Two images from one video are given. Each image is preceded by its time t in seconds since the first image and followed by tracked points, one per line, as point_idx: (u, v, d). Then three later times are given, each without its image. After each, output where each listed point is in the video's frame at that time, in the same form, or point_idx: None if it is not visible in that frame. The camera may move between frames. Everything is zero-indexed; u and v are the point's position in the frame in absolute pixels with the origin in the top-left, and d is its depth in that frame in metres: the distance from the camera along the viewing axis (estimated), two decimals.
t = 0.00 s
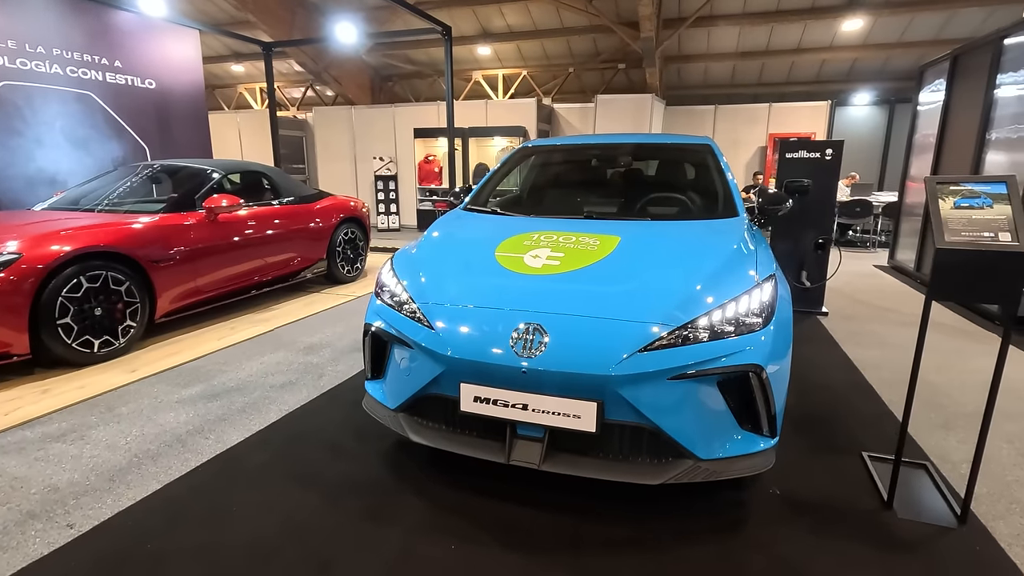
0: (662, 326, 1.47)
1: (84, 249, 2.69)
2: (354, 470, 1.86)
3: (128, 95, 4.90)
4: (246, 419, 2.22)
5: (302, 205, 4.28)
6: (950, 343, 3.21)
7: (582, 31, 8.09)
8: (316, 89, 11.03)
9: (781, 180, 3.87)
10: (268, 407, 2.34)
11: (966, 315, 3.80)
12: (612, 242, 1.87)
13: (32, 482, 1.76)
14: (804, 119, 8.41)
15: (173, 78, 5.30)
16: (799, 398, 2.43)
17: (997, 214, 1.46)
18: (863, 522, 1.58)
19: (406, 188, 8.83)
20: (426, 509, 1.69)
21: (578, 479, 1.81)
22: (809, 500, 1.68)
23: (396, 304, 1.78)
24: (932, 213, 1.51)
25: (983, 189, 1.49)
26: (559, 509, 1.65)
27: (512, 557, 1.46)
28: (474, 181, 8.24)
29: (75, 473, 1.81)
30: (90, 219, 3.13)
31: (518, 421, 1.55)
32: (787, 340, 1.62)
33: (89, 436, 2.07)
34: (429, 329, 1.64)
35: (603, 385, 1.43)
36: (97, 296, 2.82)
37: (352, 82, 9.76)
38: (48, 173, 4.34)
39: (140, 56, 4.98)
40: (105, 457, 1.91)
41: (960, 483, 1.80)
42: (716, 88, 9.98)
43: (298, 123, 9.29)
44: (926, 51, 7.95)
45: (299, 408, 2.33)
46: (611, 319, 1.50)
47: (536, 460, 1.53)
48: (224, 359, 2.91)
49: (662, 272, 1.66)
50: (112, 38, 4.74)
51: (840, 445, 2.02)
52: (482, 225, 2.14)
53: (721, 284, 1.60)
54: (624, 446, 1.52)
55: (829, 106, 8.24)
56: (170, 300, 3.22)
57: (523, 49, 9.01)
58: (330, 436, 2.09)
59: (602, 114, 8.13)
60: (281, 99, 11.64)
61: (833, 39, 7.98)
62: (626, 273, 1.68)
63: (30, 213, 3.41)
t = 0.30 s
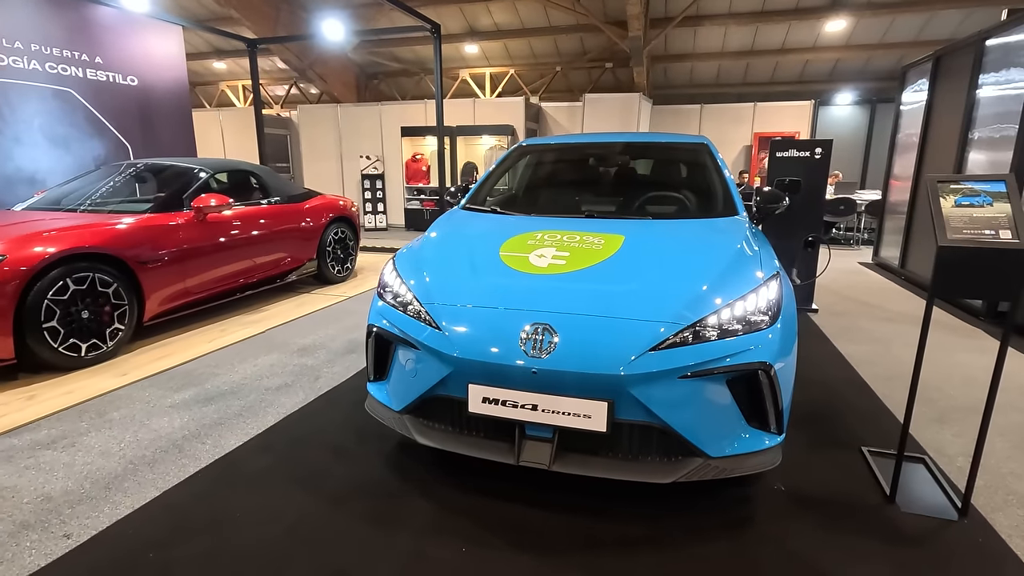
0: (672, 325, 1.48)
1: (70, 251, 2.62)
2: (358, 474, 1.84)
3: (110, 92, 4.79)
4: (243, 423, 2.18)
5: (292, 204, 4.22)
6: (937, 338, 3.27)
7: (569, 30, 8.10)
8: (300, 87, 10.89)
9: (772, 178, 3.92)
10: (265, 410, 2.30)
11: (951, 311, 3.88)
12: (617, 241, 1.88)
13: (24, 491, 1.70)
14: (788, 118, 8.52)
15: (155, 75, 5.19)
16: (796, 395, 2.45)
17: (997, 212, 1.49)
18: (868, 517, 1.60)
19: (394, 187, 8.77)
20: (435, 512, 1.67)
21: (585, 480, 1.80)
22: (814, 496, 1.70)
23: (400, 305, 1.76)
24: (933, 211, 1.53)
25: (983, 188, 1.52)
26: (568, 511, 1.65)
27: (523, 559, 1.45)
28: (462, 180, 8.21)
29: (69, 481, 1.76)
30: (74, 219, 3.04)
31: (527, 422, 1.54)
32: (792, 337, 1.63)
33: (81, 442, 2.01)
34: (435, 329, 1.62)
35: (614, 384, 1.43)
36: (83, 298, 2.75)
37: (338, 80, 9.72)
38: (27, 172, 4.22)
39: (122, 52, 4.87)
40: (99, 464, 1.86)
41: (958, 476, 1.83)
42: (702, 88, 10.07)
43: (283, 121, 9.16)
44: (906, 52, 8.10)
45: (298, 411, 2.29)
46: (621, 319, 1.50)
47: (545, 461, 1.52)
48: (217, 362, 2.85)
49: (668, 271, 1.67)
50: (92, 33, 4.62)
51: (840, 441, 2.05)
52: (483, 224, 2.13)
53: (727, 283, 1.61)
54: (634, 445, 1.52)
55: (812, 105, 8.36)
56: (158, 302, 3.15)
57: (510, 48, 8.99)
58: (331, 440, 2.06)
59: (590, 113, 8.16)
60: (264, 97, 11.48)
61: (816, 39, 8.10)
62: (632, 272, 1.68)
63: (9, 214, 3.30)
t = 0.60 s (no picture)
0: (679, 322, 1.46)
1: (47, 251, 2.53)
2: (357, 477, 1.80)
3: (85, 87, 4.64)
4: (235, 427, 2.12)
5: (277, 203, 4.14)
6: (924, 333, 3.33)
7: (555, 27, 8.08)
8: (281, 83, 10.71)
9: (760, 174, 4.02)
10: (257, 413, 2.24)
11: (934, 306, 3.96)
12: (618, 238, 1.86)
13: (6, 502, 1.63)
14: (771, 116, 8.61)
15: (133, 69, 5.05)
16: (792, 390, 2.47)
17: (995, 207, 1.50)
18: (870, 511, 1.61)
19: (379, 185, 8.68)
20: (437, 516, 1.64)
21: (588, 479, 1.79)
22: (816, 491, 1.70)
23: (398, 304, 1.73)
24: (933, 207, 1.55)
25: (981, 183, 1.54)
26: (573, 512, 1.63)
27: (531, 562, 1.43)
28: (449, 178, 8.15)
29: (53, 490, 1.69)
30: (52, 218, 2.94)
31: (532, 422, 1.52)
32: (794, 333, 1.62)
33: (65, 450, 1.94)
34: (437, 328, 1.59)
35: (621, 383, 1.42)
36: (63, 300, 2.65)
37: (320, 77, 9.66)
38: None
39: (97, 46, 4.73)
40: (85, 472, 1.79)
41: (954, 469, 1.86)
42: (687, 86, 10.14)
43: (264, 118, 9.00)
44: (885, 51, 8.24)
45: (291, 414, 2.24)
46: (627, 316, 1.49)
47: (551, 461, 1.50)
48: (204, 364, 2.77)
49: (672, 268, 1.66)
50: (66, 26, 4.47)
51: (837, 435, 2.06)
52: (480, 221, 2.10)
53: (731, 279, 1.60)
54: (640, 443, 1.51)
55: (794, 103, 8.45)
56: (141, 304, 3.06)
57: (495, 45, 8.95)
58: (327, 443, 2.02)
59: (576, 110, 8.16)
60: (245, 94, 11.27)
61: (799, 38, 8.20)
62: (634, 269, 1.67)
63: None
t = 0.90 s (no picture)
0: (686, 322, 1.44)
1: (23, 253, 2.43)
2: (356, 484, 1.76)
3: (60, 83, 4.49)
4: (226, 433, 2.06)
5: (262, 202, 4.05)
6: (911, 328, 3.38)
7: (541, 24, 8.05)
8: (262, 80, 10.51)
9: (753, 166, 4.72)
10: (248, 419, 2.17)
11: (920, 302, 4.02)
12: (620, 237, 1.83)
13: None
14: (755, 114, 8.69)
15: (109, 64, 4.90)
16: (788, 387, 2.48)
17: (996, 204, 1.51)
18: (875, 508, 1.62)
19: (363, 183, 8.57)
20: (440, 522, 1.60)
21: (592, 481, 1.76)
22: (820, 489, 1.70)
23: (398, 306, 1.68)
24: (935, 204, 1.55)
25: (982, 180, 1.54)
26: (580, 516, 1.61)
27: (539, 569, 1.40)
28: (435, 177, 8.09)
29: (36, 504, 1.62)
30: (27, 218, 2.83)
31: (538, 425, 1.49)
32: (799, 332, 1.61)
33: (46, 460, 1.86)
34: (439, 330, 1.55)
35: (630, 385, 1.39)
36: (41, 304, 2.56)
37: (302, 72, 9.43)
38: None
39: (72, 40, 4.57)
40: (69, 484, 1.72)
41: (951, 464, 1.87)
42: (671, 84, 10.20)
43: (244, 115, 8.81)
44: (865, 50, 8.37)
45: (284, 418, 2.18)
46: (634, 316, 1.46)
47: (558, 465, 1.48)
48: (190, 368, 2.69)
49: (677, 266, 1.64)
50: (39, 19, 4.32)
51: (836, 431, 2.07)
52: (478, 220, 2.06)
53: (736, 278, 1.58)
54: (647, 445, 1.49)
55: (777, 102, 8.54)
56: (123, 307, 2.96)
57: (480, 42, 8.89)
58: (322, 448, 1.96)
59: (562, 108, 8.14)
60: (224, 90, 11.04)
61: (782, 37, 8.29)
62: (639, 269, 1.65)
63: None
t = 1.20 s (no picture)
0: (698, 323, 1.42)
1: None
2: (358, 491, 1.71)
3: (33, 77, 4.33)
4: (218, 440, 1.99)
5: (248, 200, 3.95)
6: (900, 324, 3.42)
7: (528, 21, 8.01)
8: (243, 75, 10.30)
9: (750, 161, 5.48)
10: (241, 425, 2.10)
11: (906, 298, 4.08)
12: (625, 236, 1.81)
13: None
14: (739, 112, 8.76)
15: (85, 58, 4.74)
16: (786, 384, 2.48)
17: (1001, 202, 1.52)
18: (881, 505, 1.62)
19: (348, 181, 8.45)
20: (446, 530, 1.56)
21: (599, 484, 1.74)
22: (827, 487, 1.70)
23: (400, 307, 1.63)
24: (941, 202, 1.55)
25: (986, 178, 1.55)
26: (589, 520, 1.58)
27: None
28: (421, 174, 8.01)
29: (20, 519, 1.54)
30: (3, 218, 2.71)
31: (547, 428, 1.46)
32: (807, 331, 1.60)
33: (29, 472, 1.77)
34: (444, 332, 1.50)
35: (642, 387, 1.37)
36: (19, 307, 2.45)
37: (284, 69, 9.27)
38: None
39: (45, 32, 4.41)
40: (54, 497, 1.64)
41: (952, 460, 1.89)
42: (657, 82, 10.24)
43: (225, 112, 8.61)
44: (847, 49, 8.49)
45: (278, 424, 2.12)
46: (645, 316, 1.44)
47: (568, 469, 1.45)
48: (177, 373, 2.61)
49: (685, 265, 1.62)
50: (10, 11, 4.15)
51: (837, 428, 2.08)
52: (479, 218, 2.02)
53: (745, 278, 1.56)
54: (658, 447, 1.46)
55: (761, 100, 8.62)
56: (105, 309, 2.86)
57: (466, 38, 8.81)
58: (320, 456, 1.91)
59: (550, 106, 8.12)
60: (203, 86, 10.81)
61: (766, 36, 8.37)
62: (646, 268, 1.62)
63: None
